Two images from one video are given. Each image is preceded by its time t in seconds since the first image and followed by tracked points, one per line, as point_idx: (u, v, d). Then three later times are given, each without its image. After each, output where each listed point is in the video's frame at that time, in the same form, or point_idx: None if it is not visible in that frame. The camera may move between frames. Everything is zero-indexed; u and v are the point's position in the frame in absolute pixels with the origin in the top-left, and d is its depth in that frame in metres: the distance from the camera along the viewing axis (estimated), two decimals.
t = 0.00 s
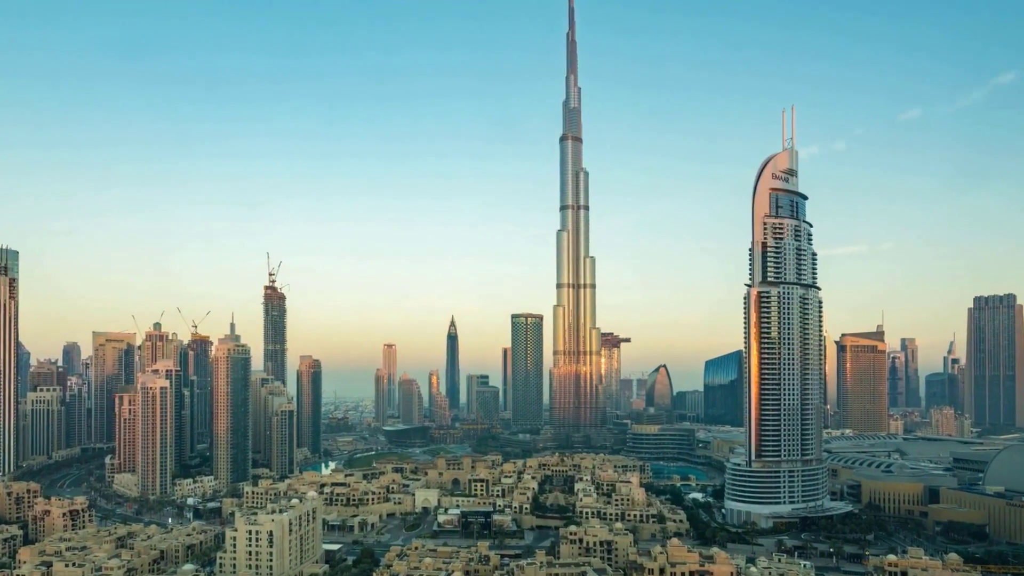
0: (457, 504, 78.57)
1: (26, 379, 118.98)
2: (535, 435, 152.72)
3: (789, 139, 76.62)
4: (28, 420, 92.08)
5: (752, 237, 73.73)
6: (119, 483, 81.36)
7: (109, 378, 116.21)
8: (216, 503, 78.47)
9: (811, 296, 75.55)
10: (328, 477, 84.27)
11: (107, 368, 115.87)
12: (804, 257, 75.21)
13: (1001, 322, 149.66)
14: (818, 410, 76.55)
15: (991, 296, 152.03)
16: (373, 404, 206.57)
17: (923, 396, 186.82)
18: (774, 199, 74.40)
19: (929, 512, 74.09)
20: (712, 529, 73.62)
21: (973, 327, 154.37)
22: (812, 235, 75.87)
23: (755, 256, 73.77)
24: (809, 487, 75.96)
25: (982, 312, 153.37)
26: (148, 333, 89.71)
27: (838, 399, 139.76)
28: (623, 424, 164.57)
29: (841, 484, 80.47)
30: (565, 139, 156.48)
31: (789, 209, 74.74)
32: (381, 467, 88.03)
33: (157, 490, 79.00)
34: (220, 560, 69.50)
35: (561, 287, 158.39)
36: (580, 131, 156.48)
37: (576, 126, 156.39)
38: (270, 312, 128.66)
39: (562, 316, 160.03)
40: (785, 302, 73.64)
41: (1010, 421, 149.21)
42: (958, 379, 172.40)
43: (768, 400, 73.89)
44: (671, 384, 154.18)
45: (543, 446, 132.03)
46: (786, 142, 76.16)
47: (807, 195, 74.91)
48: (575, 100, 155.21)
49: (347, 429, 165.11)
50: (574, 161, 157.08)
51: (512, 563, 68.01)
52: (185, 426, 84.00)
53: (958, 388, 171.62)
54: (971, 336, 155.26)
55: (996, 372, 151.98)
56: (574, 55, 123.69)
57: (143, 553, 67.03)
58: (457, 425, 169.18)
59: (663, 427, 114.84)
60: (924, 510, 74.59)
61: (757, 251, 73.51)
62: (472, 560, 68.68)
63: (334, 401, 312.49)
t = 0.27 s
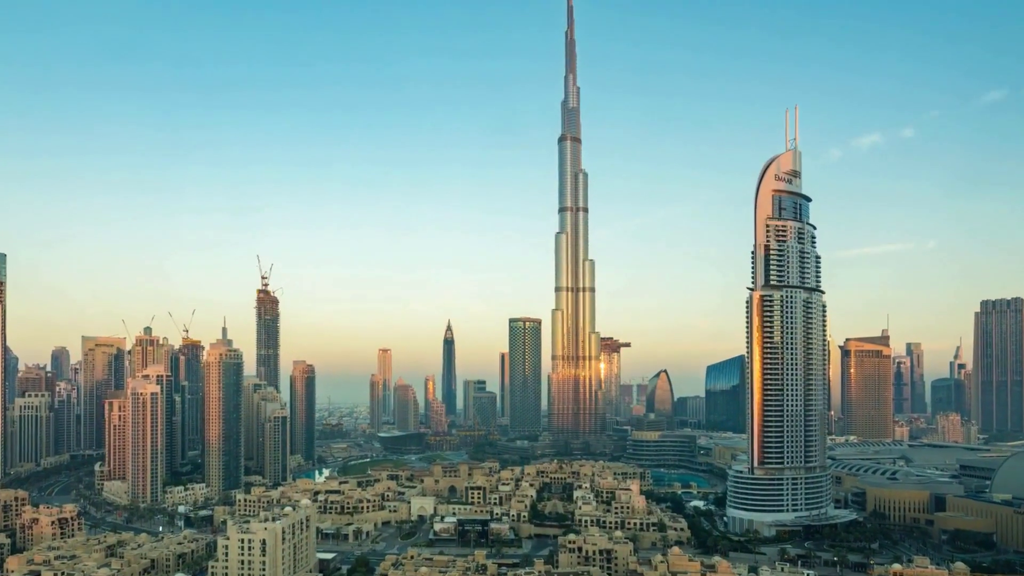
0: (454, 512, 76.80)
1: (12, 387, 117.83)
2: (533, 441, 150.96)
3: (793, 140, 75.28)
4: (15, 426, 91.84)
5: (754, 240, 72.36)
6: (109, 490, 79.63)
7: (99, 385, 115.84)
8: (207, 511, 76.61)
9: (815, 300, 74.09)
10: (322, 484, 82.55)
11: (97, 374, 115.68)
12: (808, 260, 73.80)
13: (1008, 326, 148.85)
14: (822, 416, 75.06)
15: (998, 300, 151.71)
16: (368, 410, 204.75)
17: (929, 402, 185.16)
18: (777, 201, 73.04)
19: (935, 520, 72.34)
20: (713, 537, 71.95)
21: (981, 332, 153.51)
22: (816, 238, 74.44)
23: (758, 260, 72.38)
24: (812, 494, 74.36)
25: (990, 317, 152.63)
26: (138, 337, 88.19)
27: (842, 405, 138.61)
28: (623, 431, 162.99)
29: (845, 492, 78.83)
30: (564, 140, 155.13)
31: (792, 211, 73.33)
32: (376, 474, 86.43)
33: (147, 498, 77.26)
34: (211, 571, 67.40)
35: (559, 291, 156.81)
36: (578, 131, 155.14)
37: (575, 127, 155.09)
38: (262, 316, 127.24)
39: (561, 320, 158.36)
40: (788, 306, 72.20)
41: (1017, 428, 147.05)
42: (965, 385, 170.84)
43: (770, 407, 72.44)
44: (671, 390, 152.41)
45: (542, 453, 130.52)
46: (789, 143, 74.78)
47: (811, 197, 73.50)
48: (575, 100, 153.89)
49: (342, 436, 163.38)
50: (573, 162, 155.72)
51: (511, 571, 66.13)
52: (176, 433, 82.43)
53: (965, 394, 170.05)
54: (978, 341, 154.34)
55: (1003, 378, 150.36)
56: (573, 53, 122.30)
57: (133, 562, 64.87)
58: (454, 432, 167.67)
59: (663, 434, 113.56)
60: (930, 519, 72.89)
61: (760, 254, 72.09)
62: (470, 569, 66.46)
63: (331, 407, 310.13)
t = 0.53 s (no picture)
0: (450, 521, 75.04)
1: None
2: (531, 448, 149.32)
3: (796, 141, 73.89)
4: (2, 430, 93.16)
5: (757, 243, 70.95)
6: (98, 498, 77.88)
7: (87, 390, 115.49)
8: (199, 519, 74.72)
9: (819, 304, 72.60)
10: (316, 492, 80.76)
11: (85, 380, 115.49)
12: (812, 263, 72.32)
13: (1016, 330, 147.55)
14: (826, 422, 73.49)
15: (1005, 304, 150.53)
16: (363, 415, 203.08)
17: (935, 408, 183.51)
18: (780, 203, 71.65)
19: (942, 529, 70.68)
20: (715, 546, 70.31)
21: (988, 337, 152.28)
22: (819, 240, 72.97)
23: (761, 263, 70.95)
24: (816, 502, 72.70)
25: (997, 322, 151.41)
26: (129, 342, 86.65)
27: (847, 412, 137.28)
28: (623, 437, 161.58)
29: (850, 500, 77.21)
30: (562, 141, 153.65)
31: (795, 212, 71.89)
32: (371, 482, 84.71)
33: (138, 505, 75.50)
34: None
35: (558, 294, 155.30)
36: (577, 132, 153.67)
37: (574, 127, 153.60)
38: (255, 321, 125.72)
39: (559, 324, 156.78)
40: (792, 310, 70.73)
41: None
42: (972, 391, 169.23)
43: (773, 412, 70.93)
44: (672, 396, 150.72)
45: (540, 460, 129.01)
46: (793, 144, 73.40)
47: (814, 199, 72.06)
48: (573, 100, 152.42)
49: (336, 443, 161.81)
50: (572, 163, 154.23)
51: None
52: (166, 439, 80.83)
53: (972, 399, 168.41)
54: (985, 346, 153.05)
55: (1011, 383, 148.88)
56: (571, 52, 120.85)
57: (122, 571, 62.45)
58: (451, 438, 166.21)
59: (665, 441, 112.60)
60: (937, 527, 71.18)
61: (762, 256, 70.70)
62: None
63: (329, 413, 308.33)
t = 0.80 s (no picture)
0: (447, 530, 73.33)
1: None
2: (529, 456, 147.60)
3: (799, 142, 72.45)
4: None
5: (759, 245, 69.53)
6: (87, 507, 76.16)
7: (76, 397, 114.71)
8: (190, 527, 72.91)
9: (823, 308, 71.12)
10: (309, 500, 79.05)
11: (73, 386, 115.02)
12: (815, 267, 70.86)
13: None
14: (830, 429, 71.92)
15: (1013, 309, 149.63)
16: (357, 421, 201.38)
17: (941, 414, 181.91)
18: (783, 205, 70.18)
19: (948, 538, 68.97)
20: (717, 555, 68.61)
21: (995, 342, 151.37)
22: (823, 243, 71.52)
23: (763, 266, 69.51)
24: (820, 511, 71.02)
25: (1005, 326, 150.50)
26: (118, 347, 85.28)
27: (851, 418, 135.95)
28: (622, 444, 159.97)
29: (854, 509, 75.63)
30: (561, 142, 152.19)
31: (799, 215, 70.44)
32: (366, 490, 82.99)
33: (127, 513, 73.76)
34: None
35: (556, 298, 153.85)
36: (576, 132, 152.26)
37: (573, 128, 152.20)
38: (247, 326, 124.05)
39: (558, 328, 155.29)
40: (795, 314, 69.28)
41: None
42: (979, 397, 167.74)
43: (776, 419, 69.43)
44: (674, 403, 149.01)
45: (538, 467, 127.59)
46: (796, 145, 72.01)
47: (818, 201, 70.64)
48: (572, 100, 151.06)
49: (330, 450, 160.17)
50: (570, 165, 152.82)
51: None
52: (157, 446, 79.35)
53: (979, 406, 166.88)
54: (993, 351, 152.06)
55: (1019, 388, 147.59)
56: (570, 52, 119.47)
57: None
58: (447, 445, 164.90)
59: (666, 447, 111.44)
60: (943, 536, 69.45)
61: (765, 260, 69.30)
62: None
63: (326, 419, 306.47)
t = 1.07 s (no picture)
0: (443, 539, 71.60)
1: None
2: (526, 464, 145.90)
3: (803, 143, 71.07)
4: None
5: (762, 249, 68.08)
6: (75, 515, 74.38)
7: (65, 402, 114.18)
8: (180, 536, 71.10)
9: (827, 312, 69.69)
10: (302, 509, 77.29)
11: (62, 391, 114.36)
12: (819, 270, 69.43)
13: None
14: (834, 436, 70.40)
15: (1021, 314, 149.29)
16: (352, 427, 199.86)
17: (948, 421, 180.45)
18: (786, 207, 68.73)
19: (955, 547, 67.34)
20: (719, 565, 66.90)
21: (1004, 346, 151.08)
22: (827, 246, 70.11)
23: (766, 269, 68.08)
24: (824, 519, 69.38)
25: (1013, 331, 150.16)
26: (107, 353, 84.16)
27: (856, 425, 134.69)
28: (622, 452, 157.92)
29: (859, 517, 74.10)
30: (560, 142, 150.80)
31: (803, 217, 69.02)
32: (360, 499, 81.40)
33: (116, 522, 72.00)
34: None
35: (555, 302, 152.40)
36: (575, 133, 150.91)
37: (572, 128, 150.87)
38: (239, 331, 122.89)
39: (557, 333, 153.79)
40: (798, 319, 67.85)
41: None
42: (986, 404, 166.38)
43: (779, 426, 67.95)
44: (675, 409, 147.33)
45: (536, 476, 126.55)
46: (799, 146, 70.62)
47: (822, 203, 69.22)
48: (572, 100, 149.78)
49: (324, 457, 158.55)
50: (569, 166, 151.44)
51: None
52: (147, 454, 77.83)
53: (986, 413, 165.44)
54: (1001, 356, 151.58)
55: None
56: (569, 51, 118.20)
57: None
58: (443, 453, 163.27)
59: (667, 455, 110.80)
60: (950, 545, 67.84)
61: (768, 263, 67.87)
62: None
63: (323, 425, 304.55)
